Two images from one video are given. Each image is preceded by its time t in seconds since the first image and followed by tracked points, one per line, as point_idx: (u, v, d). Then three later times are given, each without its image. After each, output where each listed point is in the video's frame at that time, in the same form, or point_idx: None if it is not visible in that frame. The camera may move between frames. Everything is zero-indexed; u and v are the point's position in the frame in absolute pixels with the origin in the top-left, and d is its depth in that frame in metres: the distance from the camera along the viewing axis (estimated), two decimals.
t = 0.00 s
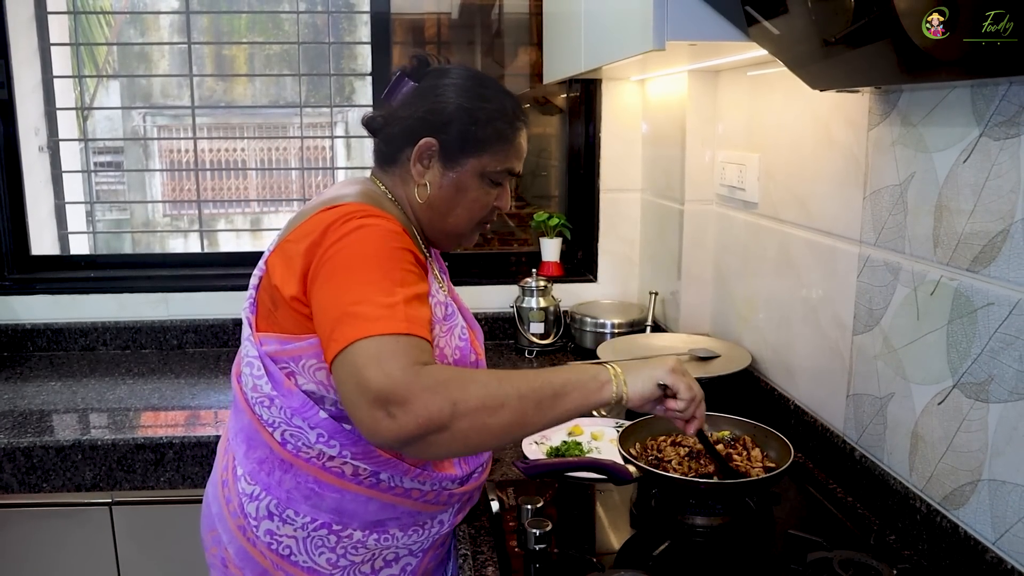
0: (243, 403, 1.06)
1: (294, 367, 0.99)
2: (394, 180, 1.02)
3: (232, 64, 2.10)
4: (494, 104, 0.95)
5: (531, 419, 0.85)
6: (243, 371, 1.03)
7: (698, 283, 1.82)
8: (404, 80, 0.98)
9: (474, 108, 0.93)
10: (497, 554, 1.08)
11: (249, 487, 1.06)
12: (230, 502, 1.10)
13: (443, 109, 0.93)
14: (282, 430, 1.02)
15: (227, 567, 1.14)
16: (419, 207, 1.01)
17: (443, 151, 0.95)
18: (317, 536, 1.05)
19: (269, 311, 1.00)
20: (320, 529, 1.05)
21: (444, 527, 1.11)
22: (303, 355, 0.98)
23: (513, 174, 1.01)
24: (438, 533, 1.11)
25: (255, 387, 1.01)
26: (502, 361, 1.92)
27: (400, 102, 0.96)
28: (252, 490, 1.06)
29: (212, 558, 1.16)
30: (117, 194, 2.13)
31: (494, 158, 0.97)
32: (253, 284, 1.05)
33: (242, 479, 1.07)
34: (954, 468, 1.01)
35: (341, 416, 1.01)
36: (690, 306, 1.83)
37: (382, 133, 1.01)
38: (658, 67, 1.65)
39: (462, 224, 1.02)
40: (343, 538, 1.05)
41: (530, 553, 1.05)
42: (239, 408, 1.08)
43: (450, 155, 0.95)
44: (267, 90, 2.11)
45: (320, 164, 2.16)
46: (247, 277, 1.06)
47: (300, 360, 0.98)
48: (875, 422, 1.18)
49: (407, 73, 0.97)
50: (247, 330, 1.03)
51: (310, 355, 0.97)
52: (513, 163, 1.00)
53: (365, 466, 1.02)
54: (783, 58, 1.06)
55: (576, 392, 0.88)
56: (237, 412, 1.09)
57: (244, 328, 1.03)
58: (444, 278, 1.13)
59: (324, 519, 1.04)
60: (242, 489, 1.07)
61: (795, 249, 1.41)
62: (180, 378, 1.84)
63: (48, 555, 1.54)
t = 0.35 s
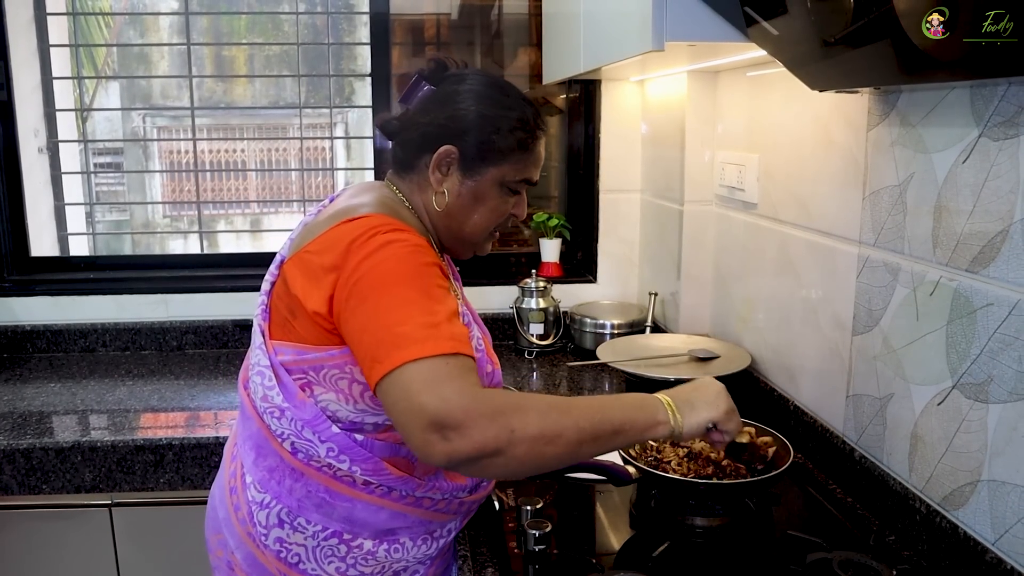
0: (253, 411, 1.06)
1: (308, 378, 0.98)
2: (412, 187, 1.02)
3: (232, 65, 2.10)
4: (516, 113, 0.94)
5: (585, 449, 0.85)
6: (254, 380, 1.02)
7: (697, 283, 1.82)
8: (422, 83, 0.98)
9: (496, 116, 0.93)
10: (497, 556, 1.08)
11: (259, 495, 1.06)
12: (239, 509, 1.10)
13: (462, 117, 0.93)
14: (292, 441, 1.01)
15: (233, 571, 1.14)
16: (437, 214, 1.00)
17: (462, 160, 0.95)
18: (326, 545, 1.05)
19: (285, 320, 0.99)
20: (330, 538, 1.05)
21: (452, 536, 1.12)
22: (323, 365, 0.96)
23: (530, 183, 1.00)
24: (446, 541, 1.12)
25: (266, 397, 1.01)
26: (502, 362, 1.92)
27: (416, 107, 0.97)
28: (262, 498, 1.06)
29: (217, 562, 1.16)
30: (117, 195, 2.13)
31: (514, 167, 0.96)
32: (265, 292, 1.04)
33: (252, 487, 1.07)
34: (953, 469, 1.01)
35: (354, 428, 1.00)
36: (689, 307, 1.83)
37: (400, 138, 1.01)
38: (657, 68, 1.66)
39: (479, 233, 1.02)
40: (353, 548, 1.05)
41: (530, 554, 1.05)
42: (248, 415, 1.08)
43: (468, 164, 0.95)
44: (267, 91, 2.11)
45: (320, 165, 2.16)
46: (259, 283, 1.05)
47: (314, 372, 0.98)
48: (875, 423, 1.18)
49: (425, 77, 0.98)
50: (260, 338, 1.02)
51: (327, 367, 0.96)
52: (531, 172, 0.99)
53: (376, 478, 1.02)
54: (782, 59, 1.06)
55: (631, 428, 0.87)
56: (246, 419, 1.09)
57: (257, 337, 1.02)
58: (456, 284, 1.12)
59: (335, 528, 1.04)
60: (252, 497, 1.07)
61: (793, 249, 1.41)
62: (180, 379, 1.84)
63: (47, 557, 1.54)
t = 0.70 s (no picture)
0: (250, 411, 1.06)
1: (304, 377, 0.98)
2: (409, 188, 1.01)
3: (231, 66, 2.09)
4: (516, 115, 0.94)
5: (591, 414, 0.84)
6: (251, 379, 1.02)
7: (696, 283, 1.82)
8: (420, 84, 0.97)
9: (496, 119, 0.92)
10: (496, 556, 1.08)
11: (256, 496, 1.06)
12: (236, 510, 1.10)
13: (461, 119, 0.92)
14: (290, 440, 1.01)
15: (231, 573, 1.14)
16: (435, 216, 1.00)
17: (462, 161, 0.94)
18: (323, 546, 1.05)
19: (280, 320, 0.99)
20: (327, 540, 1.05)
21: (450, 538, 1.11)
22: (317, 365, 0.96)
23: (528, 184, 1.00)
24: (444, 543, 1.11)
25: (262, 397, 1.00)
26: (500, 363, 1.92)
27: (416, 108, 0.95)
28: (259, 500, 1.06)
29: (215, 563, 1.16)
30: (117, 196, 2.13)
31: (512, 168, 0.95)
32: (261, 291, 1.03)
33: (249, 488, 1.07)
34: (952, 470, 1.01)
35: (349, 428, 1.00)
36: (688, 306, 1.83)
37: (397, 138, 1.00)
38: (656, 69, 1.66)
39: (477, 233, 1.01)
40: (350, 549, 1.05)
41: (529, 555, 1.05)
42: (246, 416, 1.08)
43: (468, 166, 0.94)
44: (266, 92, 2.11)
45: (318, 166, 2.16)
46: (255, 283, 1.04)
47: (309, 371, 0.97)
48: (874, 423, 1.18)
49: (423, 78, 0.97)
50: (256, 338, 1.01)
51: (322, 366, 0.96)
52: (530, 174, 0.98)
53: (373, 477, 1.02)
54: (780, 59, 1.06)
55: (630, 387, 0.87)
56: (244, 420, 1.09)
57: (253, 336, 1.02)
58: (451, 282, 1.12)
59: (331, 529, 1.04)
60: (249, 498, 1.07)
61: (792, 250, 1.41)
62: (179, 380, 1.84)
63: (45, 559, 1.54)
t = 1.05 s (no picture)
0: (239, 412, 1.07)
1: (294, 373, 0.99)
2: (388, 183, 1.01)
3: (229, 67, 2.09)
4: (492, 111, 0.95)
5: (646, 342, 0.88)
6: (240, 379, 1.03)
7: (694, 284, 1.82)
8: (397, 80, 0.98)
9: (473, 113, 0.93)
10: (494, 557, 1.08)
11: (247, 495, 1.06)
12: (229, 510, 1.10)
13: (438, 114, 0.93)
14: (278, 438, 1.01)
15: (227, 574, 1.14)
16: (414, 210, 0.99)
17: (439, 156, 0.95)
18: (315, 543, 1.05)
19: (270, 317, 1.01)
20: (318, 536, 1.05)
21: (444, 534, 1.11)
22: (309, 357, 0.98)
23: (505, 179, 1.00)
24: (437, 540, 1.10)
25: (251, 396, 1.01)
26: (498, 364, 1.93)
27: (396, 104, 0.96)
28: (250, 498, 1.06)
29: (211, 565, 1.16)
30: (114, 197, 2.13)
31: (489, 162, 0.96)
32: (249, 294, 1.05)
33: (240, 487, 1.07)
34: (950, 470, 1.01)
35: (339, 423, 1.02)
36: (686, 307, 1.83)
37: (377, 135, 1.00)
38: (654, 70, 1.66)
39: (456, 227, 1.01)
40: (341, 546, 1.05)
41: (527, 556, 1.05)
42: (236, 416, 1.09)
43: (445, 160, 0.95)
44: (264, 93, 2.11)
45: (316, 167, 2.16)
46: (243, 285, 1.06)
47: (301, 365, 0.99)
48: (872, 423, 1.18)
49: (400, 75, 0.98)
50: (245, 338, 1.03)
51: (314, 357, 0.98)
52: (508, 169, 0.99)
53: (361, 475, 1.01)
54: (778, 61, 1.07)
55: (675, 320, 0.91)
56: (234, 420, 1.09)
57: (242, 337, 1.03)
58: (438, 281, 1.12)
59: (323, 526, 1.04)
60: (240, 497, 1.07)
61: (790, 251, 1.41)
62: (177, 382, 1.84)
63: (43, 561, 1.54)
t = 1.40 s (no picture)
0: (234, 405, 1.08)
1: (284, 364, 1.00)
2: (375, 179, 1.01)
3: (228, 67, 2.09)
4: (475, 105, 0.95)
5: (578, 323, 0.89)
6: (234, 372, 1.04)
7: (694, 284, 1.82)
8: (384, 80, 0.98)
9: (454, 109, 0.93)
10: (495, 557, 1.08)
11: (242, 485, 1.07)
12: (226, 501, 1.11)
13: (424, 109, 0.93)
14: (270, 429, 1.02)
15: (226, 567, 1.14)
16: (401, 204, 0.99)
17: (425, 150, 0.95)
18: (308, 533, 1.05)
19: (259, 310, 1.02)
20: (311, 525, 1.05)
21: (438, 523, 1.11)
22: (296, 349, 0.98)
23: (491, 173, 1.00)
24: (431, 529, 1.10)
25: (244, 387, 1.02)
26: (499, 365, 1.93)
27: (387, 101, 0.96)
28: (245, 489, 1.07)
29: (211, 558, 1.16)
30: (114, 198, 2.13)
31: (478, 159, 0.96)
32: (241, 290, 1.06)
33: (236, 478, 1.08)
34: (950, 470, 1.01)
35: (330, 412, 1.02)
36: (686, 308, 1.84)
37: (366, 132, 0.99)
38: (654, 71, 1.66)
39: (442, 221, 1.01)
40: (334, 535, 1.05)
41: (527, 557, 1.05)
42: (231, 409, 1.10)
43: (430, 154, 0.95)
44: (264, 94, 2.11)
45: (316, 167, 2.16)
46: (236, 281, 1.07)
47: (290, 357, 0.99)
48: (872, 423, 1.18)
49: (387, 73, 0.98)
50: (237, 332, 1.04)
51: (302, 350, 0.98)
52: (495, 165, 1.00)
53: (351, 462, 1.01)
54: (777, 61, 1.07)
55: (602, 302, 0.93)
56: (230, 413, 1.10)
57: (234, 332, 1.04)
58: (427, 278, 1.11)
59: (315, 515, 1.04)
60: (235, 488, 1.08)
61: (789, 251, 1.42)
62: (177, 382, 1.84)
63: (44, 562, 1.54)
